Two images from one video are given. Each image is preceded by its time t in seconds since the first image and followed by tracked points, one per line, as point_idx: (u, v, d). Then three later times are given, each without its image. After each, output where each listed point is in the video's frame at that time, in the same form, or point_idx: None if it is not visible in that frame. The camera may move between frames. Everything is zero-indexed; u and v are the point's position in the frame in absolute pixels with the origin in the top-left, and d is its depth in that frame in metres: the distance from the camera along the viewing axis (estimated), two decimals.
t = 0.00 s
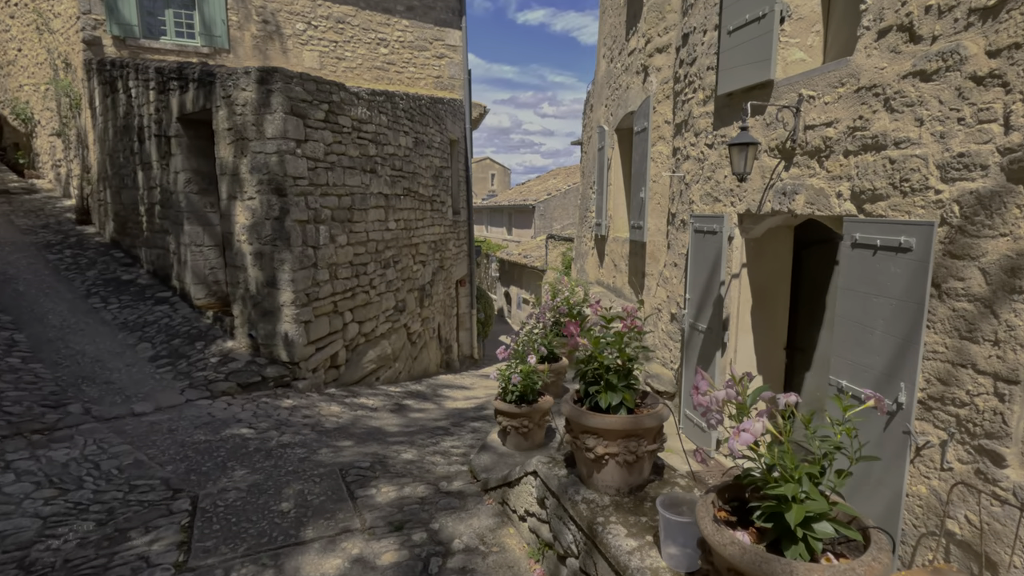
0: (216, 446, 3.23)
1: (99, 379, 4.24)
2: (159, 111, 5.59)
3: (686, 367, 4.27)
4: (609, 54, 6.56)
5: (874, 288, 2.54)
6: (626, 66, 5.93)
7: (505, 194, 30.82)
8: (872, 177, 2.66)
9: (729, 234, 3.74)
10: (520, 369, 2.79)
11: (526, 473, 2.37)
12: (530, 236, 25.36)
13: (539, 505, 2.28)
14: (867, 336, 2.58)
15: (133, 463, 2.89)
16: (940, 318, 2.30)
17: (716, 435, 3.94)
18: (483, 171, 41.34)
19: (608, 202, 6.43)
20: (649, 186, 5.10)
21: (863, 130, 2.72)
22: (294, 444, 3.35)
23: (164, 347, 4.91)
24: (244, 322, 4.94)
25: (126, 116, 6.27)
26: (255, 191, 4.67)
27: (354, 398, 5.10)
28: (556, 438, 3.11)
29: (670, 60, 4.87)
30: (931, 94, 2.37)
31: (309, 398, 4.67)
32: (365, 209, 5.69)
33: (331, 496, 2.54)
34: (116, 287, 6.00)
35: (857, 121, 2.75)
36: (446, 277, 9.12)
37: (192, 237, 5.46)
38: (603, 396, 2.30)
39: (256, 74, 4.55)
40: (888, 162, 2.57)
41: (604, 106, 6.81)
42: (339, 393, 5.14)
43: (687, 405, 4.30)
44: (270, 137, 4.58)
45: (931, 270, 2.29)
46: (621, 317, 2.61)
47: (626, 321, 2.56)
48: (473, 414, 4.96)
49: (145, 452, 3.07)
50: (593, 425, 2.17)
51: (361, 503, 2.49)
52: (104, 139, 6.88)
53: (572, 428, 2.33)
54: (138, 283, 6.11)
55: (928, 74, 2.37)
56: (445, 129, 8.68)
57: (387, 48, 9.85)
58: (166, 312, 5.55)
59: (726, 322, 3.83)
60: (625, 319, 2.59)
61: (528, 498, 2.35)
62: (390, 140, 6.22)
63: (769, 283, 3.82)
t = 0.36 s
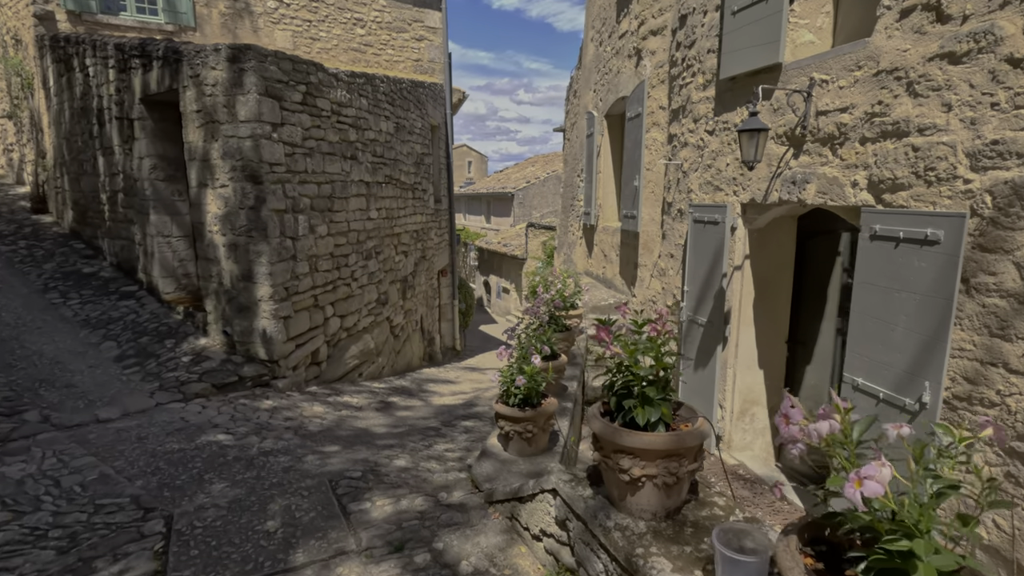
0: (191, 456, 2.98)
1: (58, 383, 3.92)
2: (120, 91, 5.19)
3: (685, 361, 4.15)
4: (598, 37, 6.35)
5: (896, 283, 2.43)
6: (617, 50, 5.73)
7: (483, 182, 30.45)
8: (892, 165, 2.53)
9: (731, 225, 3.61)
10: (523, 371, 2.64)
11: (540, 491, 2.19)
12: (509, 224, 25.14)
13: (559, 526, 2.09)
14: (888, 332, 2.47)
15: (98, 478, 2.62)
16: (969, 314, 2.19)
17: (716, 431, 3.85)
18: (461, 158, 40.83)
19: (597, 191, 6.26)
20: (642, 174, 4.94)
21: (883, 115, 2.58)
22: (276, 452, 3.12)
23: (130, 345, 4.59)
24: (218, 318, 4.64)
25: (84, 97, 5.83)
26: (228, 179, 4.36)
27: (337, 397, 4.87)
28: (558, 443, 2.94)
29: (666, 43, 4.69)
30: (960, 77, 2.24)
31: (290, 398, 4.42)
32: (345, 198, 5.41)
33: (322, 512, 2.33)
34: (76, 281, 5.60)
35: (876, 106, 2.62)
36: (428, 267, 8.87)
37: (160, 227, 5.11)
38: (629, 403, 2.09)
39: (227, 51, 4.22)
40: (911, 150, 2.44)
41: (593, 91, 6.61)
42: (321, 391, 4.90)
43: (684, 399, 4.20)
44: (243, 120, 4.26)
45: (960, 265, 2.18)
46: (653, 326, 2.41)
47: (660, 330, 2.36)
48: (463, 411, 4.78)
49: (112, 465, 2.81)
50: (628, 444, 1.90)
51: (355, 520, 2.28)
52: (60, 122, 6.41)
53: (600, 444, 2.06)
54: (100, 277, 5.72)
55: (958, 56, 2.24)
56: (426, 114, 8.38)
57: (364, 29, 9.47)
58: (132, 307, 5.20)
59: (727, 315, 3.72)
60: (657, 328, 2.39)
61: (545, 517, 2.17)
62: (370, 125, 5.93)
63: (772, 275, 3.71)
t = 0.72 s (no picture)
0: (158, 470, 2.69)
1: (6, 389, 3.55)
2: (71, 68, 4.75)
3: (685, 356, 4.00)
4: (587, 18, 6.11)
5: (927, 274, 2.28)
6: (608, 31, 5.51)
7: (459, 172, 29.99)
8: (922, 149, 2.37)
9: (737, 213, 3.44)
10: (530, 374, 2.40)
11: (562, 516, 1.97)
12: (487, 214, 24.81)
13: (589, 556, 1.87)
14: (917, 327, 2.32)
15: (49, 501, 2.32)
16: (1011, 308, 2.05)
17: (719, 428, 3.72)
18: (436, 147, 40.19)
19: (586, 179, 6.05)
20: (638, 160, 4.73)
21: (912, 95, 2.42)
22: (254, 463, 2.84)
23: (89, 345, 4.22)
24: (186, 315, 4.30)
25: (32, 74, 5.34)
26: (194, 164, 4.00)
27: (317, 397, 4.58)
28: (564, 449, 2.72)
29: (663, 23, 4.47)
30: (1002, 52, 2.08)
31: (266, 400, 4.11)
32: (323, 185, 5.08)
33: (308, 536, 2.08)
34: (27, 275, 5.16)
35: (903, 85, 2.45)
36: (409, 258, 8.57)
37: (120, 217, 4.71)
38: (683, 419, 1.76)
39: (191, 23, 3.85)
40: (944, 131, 2.28)
41: (581, 75, 6.38)
42: (300, 391, 4.60)
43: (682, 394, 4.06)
44: (210, 99, 3.91)
45: (1001, 256, 2.03)
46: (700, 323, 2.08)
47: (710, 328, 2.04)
48: (451, 411, 4.55)
49: (66, 484, 2.49)
50: (687, 470, 1.58)
51: (347, 544, 2.04)
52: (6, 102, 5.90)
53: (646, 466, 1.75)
54: (54, 271, 5.28)
55: (1000, 29, 2.07)
56: (405, 99, 8.04)
57: (338, 9, 9.03)
58: (90, 304, 4.80)
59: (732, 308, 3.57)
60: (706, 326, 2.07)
61: (569, 544, 1.94)
62: (348, 108, 5.59)
63: (778, 266, 3.56)
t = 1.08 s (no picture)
0: (127, 493, 2.41)
1: None
2: (17, 46, 4.31)
3: (687, 354, 3.88)
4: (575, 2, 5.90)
5: (961, 269, 2.17)
6: (598, 15, 5.31)
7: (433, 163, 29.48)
8: (953, 137, 2.25)
9: (744, 205, 3.31)
10: (545, 381, 2.21)
11: (602, 549, 1.75)
12: (462, 206, 24.45)
13: None
14: (949, 325, 2.22)
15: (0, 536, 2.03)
16: None
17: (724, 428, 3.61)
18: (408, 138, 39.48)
19: (575, 169, 5.86)
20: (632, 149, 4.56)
21: (941, 79, 2.29)
22: (235, 482, 2.58)
23: (43, 351, 3.85)
24: (153, 317, 3.96)
25: None
26: (159, 151, 3.66)
27: (299, 402, 4.31)
28: (575, 458, 2.55)
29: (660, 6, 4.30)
30: None
31: (244, 407, 3.83)
32: (300, 176, 4.77)
33: (305, 569, 1.85)
34: None
35: (932, 68, 2.33)
36: (388, 252, 8.27)
37: (75, 210, 4.31)
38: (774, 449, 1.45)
39: None
40: (979, 118, 2.16)
41: (568, 61, 6.17)
42: (279, 396, 4.32)
43: (685, 392, 3.95)
44: (176, 80, 3.57)
45: None
46: (777, 330, 1.65)
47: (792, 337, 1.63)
48: (442, 413, 4.34)
49: (20, 514, 2.20)
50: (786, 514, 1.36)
51: None
52: None
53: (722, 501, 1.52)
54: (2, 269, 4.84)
55: None
56: (382, 86, 7.71)
57: None
58: (44, 305, 4.40)
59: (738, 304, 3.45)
60: (785, 333, 1.64)
61: None
62: (325, 94, 5.27)
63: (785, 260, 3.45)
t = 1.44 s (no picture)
0: (111, 523, 2.19)
1: None
2: None
3: (693, 353, 3.81)
4: None
5: (999, 270, 2.11)
6: (591, 5, 5.17)
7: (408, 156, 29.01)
8: (987, 133, 2.18)
9: (756, 202, 3.23)
10: (575, 394, 2.07)
11: None
12: (439, 200, 24.12)
13: None
14: (982, 327, 2.16)
15: None
16: None
17: (733, 429, 3.54)
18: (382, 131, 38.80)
19: (568, 164, 5.73)
20: (631, 144, 4.43)
21: (974, 73, 2.22)
22: (231, 505, 2.38)
23: (6, 362, 3.54)
24: (129, 323, 3.69)
25: None
26: (134, 145, 3.39)
27: (288, 410, 4.09)
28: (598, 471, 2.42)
29: None
30: None
31: (231, 418, 3.60)
32: (284, 171, 4.52)
33: None
34: None
35: (964, 61, 2.25)
36: (371, 249, 8.03)
37: (39, 209, 3.98)
38: (903, 491, 1.24)
39: None
40: (1017, 114, 2.09)
41: (558, 53, 6.03)
42: (266, 404, 4.09)
43: (690, 393, 3.88)
44: (151, 68, 3.29)
45: None
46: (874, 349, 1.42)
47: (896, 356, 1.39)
48: (439, 419, 4.17)
49: None
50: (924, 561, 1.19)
51: None
52: None
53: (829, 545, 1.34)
54: None
55: None
56: (363, 77, 7.43)
57: None
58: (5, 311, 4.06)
59: (749, 303, 3.38)
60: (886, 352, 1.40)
61: None
62: (308, 84, 5.00)
63: (796, 258, 3.39)
